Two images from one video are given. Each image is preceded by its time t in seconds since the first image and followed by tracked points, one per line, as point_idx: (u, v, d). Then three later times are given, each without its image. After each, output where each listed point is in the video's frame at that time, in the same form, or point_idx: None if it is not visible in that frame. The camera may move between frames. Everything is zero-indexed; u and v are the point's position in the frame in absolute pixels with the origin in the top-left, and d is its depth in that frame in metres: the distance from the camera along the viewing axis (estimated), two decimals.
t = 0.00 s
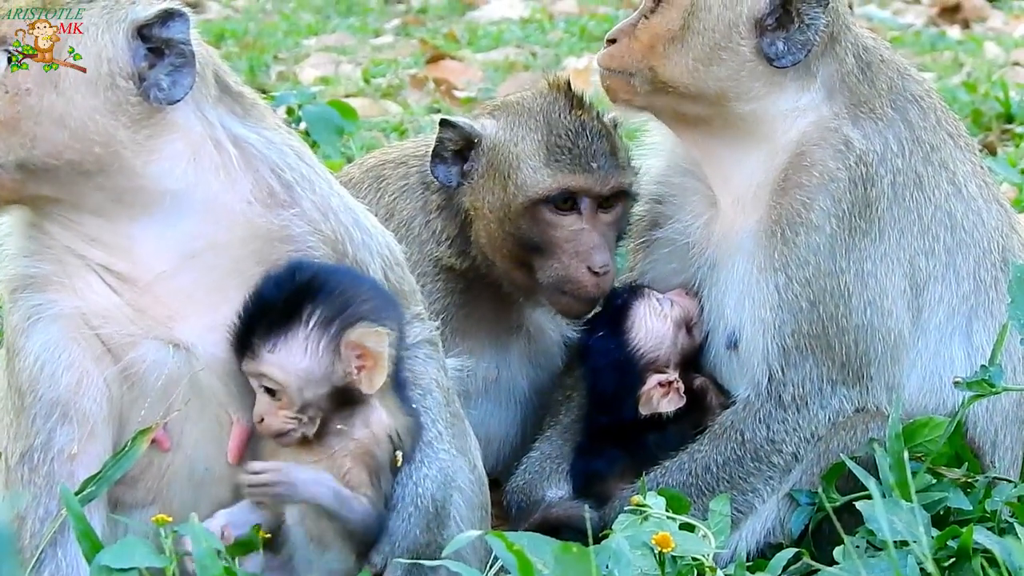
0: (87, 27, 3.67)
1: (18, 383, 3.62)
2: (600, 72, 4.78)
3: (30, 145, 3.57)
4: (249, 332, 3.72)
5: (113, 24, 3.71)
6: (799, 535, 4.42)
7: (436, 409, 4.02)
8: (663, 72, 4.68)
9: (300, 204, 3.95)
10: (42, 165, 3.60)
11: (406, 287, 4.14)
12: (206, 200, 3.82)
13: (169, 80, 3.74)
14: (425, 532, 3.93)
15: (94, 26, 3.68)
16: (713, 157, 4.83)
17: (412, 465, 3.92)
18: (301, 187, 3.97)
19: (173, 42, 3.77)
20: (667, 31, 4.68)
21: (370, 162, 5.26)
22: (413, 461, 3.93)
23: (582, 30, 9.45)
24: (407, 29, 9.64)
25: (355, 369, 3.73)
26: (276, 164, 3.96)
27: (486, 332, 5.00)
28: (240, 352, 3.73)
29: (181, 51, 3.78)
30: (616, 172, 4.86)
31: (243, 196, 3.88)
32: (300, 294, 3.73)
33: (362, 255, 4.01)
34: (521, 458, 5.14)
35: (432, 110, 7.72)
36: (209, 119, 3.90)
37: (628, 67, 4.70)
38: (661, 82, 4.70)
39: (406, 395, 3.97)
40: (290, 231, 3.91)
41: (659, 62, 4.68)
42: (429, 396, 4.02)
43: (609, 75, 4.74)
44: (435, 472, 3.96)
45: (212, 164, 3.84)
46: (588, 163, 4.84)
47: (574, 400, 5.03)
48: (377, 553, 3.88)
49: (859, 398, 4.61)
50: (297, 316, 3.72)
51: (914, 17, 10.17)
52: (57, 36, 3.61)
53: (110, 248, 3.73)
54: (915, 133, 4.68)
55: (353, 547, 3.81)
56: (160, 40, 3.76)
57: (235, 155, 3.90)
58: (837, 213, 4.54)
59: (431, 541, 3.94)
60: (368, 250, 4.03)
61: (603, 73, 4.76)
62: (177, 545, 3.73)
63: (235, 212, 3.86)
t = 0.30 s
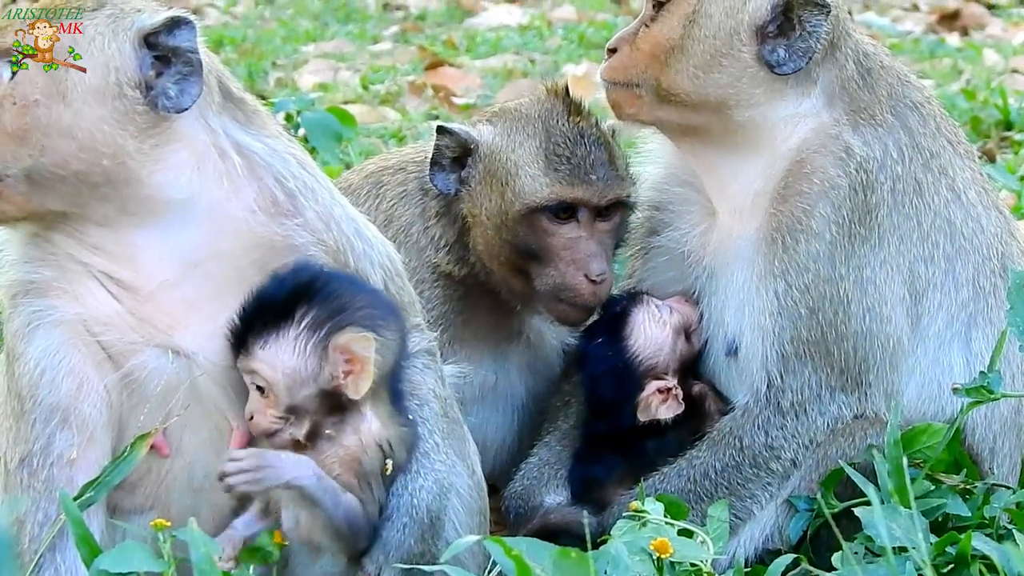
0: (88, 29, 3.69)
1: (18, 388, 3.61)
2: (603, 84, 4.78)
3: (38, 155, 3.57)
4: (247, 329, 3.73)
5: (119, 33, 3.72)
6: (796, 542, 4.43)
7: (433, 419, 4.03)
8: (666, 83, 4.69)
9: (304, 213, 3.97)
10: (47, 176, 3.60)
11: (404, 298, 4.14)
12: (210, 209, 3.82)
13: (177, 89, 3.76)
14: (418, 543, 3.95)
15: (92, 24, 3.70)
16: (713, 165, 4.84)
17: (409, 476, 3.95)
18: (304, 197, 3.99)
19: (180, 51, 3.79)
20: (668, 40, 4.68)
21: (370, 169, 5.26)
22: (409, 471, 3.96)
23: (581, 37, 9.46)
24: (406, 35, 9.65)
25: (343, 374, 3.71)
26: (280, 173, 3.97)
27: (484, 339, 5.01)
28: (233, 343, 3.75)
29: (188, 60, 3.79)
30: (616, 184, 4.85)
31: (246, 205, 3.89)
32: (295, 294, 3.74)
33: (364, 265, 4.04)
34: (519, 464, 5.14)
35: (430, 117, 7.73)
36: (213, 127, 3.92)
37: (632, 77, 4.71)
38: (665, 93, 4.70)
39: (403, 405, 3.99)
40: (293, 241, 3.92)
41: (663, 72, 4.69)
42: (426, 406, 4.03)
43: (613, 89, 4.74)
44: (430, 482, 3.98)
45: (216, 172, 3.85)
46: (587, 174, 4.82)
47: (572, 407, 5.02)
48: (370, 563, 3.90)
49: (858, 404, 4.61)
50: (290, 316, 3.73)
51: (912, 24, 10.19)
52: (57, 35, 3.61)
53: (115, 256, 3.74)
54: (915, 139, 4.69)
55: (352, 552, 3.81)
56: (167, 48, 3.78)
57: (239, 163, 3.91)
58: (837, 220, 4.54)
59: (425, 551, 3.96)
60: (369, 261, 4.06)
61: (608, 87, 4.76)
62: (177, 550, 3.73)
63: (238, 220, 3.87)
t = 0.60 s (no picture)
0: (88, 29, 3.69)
1: (19, 392, 3.62)
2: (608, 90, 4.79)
3: (42, 164, 3.58)
4: (252, 322, 3.75)
5: (121, 38, 3.72)
6: (795, 545, 4.44)
7: (439, 425, 4.05)
8: (672, 88, 4.69)
9: (306, 218, 3.97)
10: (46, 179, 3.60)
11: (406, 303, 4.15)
12: (213, 214, 3.83)
13: (179, 95, 3.75)
14: (429, 550, 3.95)
15: (91, 22, 3.71)
16: (714, 170, 4.85)
17: (419, 484, 3.96)
18: (306, 201, 3.99)
19: (182, 57, 3.79)
20: (673, 44, 4.67)
21: (370, 173, 5.26)
22: (416, 476, 3.95)
23: (581, 40, 9.46)
24: (406, 38, 9.65)
25: (334, 370, 3.70)
26: (282, 178, 3.97)
27: (484, 343, 5.01)
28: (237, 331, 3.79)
29: (190, 66, 3.79)
30: (616, 190, 4.86)
31: (250, 210, 3.89)
32: (298, 289, 3.76)
33: (366, 270, 4.04)
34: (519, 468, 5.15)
35: (430, 120, 7.73)
36: (215, 133, 3.91)
37: (639, 82, 4.72)
38: (672, 99, 4.70)
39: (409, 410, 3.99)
40: (296, 246, 3.92)
41: (668, 78, 4.68)
42: (431, 412, 4.04)
43: (620, 95, 4.74)
44: (439, 489, 3.99)
45: (218, 177, 3.85)
46: (586, 180, 4.82)
47: (572, 410, 5.04)
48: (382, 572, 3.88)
49: (858, 408, 4.62)
50: (290, 309, 3.75)
51: (913, 28, 10.19)
52: (57, 35, 3.61)
53: (117, 262, 3.74)
54: (916, 143, 4.69)
55: (354, 556, 3.81)
56: (169, 54, 3.78)
57: (241, 168, 3.91)
58: (837, 224, 4.55)
59: (435, 558, 3.96)
60: (371, 266, 4.06)
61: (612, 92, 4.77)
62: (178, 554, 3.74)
63: (241, 226, 3.87)
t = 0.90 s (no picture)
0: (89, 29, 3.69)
1: (21, 395, 3.62)
2: (621, 93, 4.70)
3: (42, 164, 3.58)
4: (270, 313, 3.76)
5: (123, 40, 3.72)
6: (797, 547, 4.43)
7: (445, 428, 4.06)
8: (695, 94, 4.63)
9: (308, 219, 3.98)
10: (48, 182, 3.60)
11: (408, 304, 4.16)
12: (214, 216, 3.82)
13: (182, 96, 3.75)
14: (433, 556, 3.95)
15: (92, 22, 3.71)
16: (717, 173, 4.84)
17: (424, 489, 3.96)
18: (308, 203, 4.01)
19: (185, 58, 3.80)
20: (699, 52, 4.59)
21: (370, 175, 5.26)
22: (423, 482, 3.96)
23: (580, 43, 9.46)
24: (405, 41, 9.64)
25: (347, 363, 3.69)
26: (284, 180, 3.99)
27: (484, 345, 5.00)
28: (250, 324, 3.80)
29: (192, 67, 3.80)
30: (616, 192, 4.85)
31: (251, 211, 3.89)
32: (313, 284, 3.77)
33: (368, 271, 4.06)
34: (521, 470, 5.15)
35: (430, 122, 7.73)
36: (217, 135, 3.91)
37: (658, 86, 4.63)
38: (693, 104, 4.66)
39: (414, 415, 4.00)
40: (298, 245, 3.93)
41: (694, 84, 4.62)
42: (437, 416, 4.04)
43: (631, 99, 4.68)
44: (447, 495, 4.00)
45: (220, 179, 3.85)
46: (586, 184, 4.81)
47: (574, 412, 5.03)
48: None
49: (859, 410, 4.61)
50: (307, 301, 3.74)
51: (911, 30, 10.20)
52: (57, 35, 3.60)
53: (120, 265, 3.74)
54: (917, 144, 4.69)
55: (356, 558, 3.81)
56: (170, 56, 3.78)
57: (243, 171, 3.91)
58: (839, 227, 4.54)
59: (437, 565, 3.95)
60: (373, 268, 4.07)
61: (623, 96, 4.71)
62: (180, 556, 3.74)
63: (243, 228, 3.87)
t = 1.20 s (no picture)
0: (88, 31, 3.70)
1: (22, 395, 3.63)
2: (642, 95, 4.67)
3: (43, 167, 3.58)
4: (261, 318, 3.74)
5: (126, 41, 3.73)
6: (801, 548, 4.43)
7: (446, 429, 4.08)
8: (719, 98, 4.64)
9: (308, 219, 3.98)
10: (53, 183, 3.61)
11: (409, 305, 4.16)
12: (215, 217, 3.83)
13: (185, 95, 3.76)
14: (434, 556, 3.97)
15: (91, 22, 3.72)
16: (724, 175, 4.84)
17: (425, 489, 3.98)
18: (308, 203, 4.01)
19: (187, 58, 3.80)
20: (727, 56, 4.60)
21: (372, 175, 5.25)
22: (423, 483, 3.99)
23: (584, 43, 9.47)
24: (409, 41, 9.65)
25: (339, 369, 3.71)
26: (285, 180, 3.99)
27: (485, 345, 4.99)
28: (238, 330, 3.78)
29: (196, 66, 3.80)
30: (616, 195, 4.84)
31: (252, 212, 3.90)
32: (301, 291, 3.76)
33: (369, 271, 4.07)
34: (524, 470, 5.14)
35: (435, 123, 7.73)
36: (218, 134, 3.91)
37: (683, 88, 4.63)
38: (715, 107, 4.66)
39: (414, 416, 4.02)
40: (298, 246, 3.94)
41: (719, 89, 4.63)
42: (438, 416, 4.06)
43: (655, 101, 4.64)
44: (447, 496, 4.02)
45: (220, 180, 3.85)
46: (588, 188, 4.81)
47: (576, 412, 5.05)
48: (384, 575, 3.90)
49: (864, 412, 4.61)
50: (296, 309, 3.74)
51: (915, 30, 10.21)
52: (57, 35, 3.62)
53: (122, 266, 3.74)
54: (923, 145, 4.69)
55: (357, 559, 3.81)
56: (173, 55, 3.79)
57: (244, 171, 3.92)
58: (846, 230, 4.55)
59: (439, 565, 3.98)
60: (374, 267, 4.09)
61: (646, 97, 4.66)
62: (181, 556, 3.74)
63: (243, 228, 3.88)
